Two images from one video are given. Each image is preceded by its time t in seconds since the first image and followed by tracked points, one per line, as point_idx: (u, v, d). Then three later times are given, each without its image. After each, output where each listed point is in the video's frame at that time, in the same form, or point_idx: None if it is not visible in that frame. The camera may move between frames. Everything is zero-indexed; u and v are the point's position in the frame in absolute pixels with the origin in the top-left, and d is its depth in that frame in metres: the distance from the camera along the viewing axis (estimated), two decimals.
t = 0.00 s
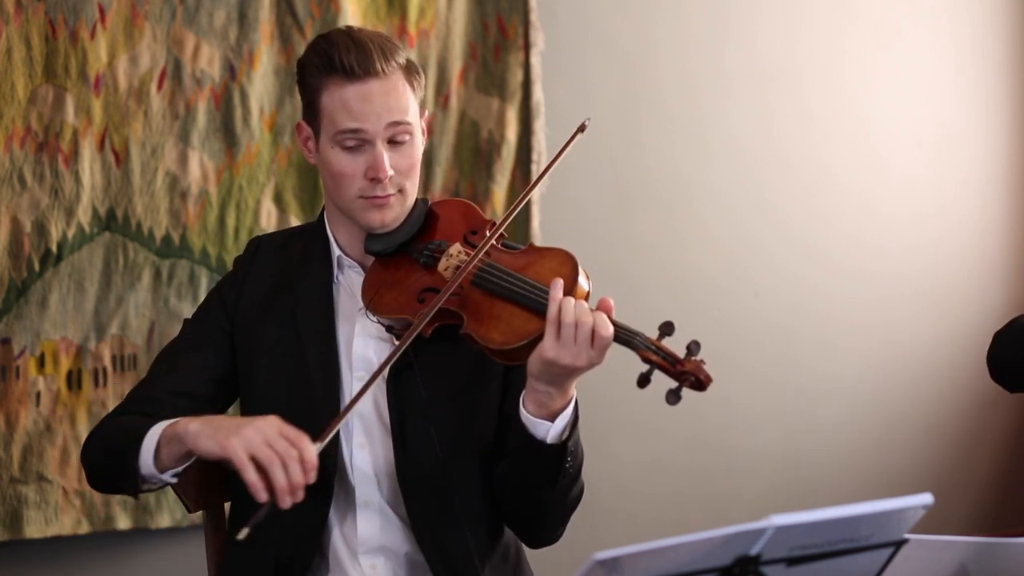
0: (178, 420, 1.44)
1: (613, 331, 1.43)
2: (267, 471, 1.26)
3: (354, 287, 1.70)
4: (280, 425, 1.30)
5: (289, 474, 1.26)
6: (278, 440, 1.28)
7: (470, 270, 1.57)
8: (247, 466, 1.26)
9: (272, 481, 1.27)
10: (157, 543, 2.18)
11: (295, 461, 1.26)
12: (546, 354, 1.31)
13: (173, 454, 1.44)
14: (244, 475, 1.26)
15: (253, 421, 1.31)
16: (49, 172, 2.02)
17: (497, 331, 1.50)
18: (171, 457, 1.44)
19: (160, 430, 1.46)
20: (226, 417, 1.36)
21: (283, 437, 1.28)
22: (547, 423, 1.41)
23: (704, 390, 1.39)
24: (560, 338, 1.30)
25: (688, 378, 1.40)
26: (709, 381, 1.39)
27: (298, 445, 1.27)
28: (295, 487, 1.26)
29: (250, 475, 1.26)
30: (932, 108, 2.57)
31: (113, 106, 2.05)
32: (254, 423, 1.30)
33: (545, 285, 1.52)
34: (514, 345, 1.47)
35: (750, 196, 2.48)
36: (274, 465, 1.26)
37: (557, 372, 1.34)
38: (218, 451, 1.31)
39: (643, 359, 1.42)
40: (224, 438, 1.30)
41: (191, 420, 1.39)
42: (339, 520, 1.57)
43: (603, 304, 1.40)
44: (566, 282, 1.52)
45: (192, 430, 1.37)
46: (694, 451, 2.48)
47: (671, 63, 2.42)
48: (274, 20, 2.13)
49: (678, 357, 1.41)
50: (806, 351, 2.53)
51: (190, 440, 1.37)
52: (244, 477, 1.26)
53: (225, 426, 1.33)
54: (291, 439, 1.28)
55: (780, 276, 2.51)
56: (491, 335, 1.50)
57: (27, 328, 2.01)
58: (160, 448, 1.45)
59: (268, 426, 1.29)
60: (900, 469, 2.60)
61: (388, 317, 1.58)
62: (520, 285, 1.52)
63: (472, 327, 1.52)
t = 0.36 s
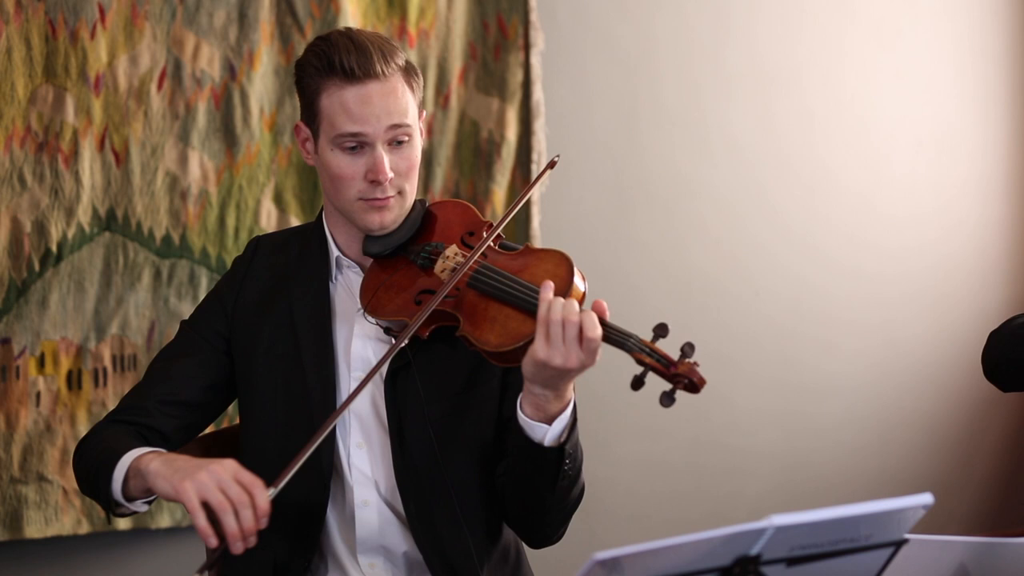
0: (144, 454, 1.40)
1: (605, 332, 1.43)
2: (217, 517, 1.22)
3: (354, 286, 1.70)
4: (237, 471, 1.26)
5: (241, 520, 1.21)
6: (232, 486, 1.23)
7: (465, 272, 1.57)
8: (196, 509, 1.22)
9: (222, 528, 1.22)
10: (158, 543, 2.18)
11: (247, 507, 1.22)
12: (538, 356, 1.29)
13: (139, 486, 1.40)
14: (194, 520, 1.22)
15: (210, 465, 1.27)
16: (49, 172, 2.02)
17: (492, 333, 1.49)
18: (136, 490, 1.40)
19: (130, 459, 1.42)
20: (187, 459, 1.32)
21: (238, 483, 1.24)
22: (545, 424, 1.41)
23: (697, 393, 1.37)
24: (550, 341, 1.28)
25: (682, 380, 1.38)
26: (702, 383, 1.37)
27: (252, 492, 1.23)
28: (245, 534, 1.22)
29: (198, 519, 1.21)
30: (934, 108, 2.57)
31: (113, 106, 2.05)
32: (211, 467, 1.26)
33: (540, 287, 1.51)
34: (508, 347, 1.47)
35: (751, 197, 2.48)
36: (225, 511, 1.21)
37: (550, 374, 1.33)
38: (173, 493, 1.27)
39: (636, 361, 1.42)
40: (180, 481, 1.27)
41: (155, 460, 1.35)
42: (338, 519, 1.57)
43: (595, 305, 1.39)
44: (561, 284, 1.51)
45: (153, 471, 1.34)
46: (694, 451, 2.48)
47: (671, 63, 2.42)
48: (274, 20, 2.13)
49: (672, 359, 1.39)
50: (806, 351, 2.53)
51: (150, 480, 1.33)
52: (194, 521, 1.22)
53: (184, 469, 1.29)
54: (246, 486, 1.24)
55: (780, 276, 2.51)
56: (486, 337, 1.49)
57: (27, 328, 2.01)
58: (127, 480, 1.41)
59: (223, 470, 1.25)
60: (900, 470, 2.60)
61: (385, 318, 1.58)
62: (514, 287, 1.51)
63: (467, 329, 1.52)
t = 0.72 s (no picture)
0: (119, 472, 1.42)
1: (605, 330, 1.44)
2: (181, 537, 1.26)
3: (352, 286, 1.70)
4: (203, 491, 1.29)
5: (205, 540, 1.25)
6: (197, 506, 1.27)
7: (464, 271, 1.58)
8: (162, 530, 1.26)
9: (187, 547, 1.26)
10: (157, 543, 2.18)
11: (211, 528, 1.25)
12: (540, 357, 1.28)
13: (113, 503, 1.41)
14: (158, 539, 1.25)
15: (177, 485, 1.30)
16: (49, 172, 2.02)
17: (492, 332, 1.50)
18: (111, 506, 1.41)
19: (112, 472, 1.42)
20: (156, 479, 1.35)
21: (203, 504, 1.27)
22: (546, 424, 1.42)
23: (698, 389, 1.37)
24: (552, 342, 1.27)
25: (682, 377, 1.38)
26: (703, 380, 1.37)
27: (217, 513, 1.27)
28: (209, 554, 1.26)
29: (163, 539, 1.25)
30: (934, 107, 2.56)
31: (112, 106, 2.05)
32: (177, 487, 1.30)
33: (539, 286, 1.52)
34: (509, 346, 1.47)
35: (751, 197, 2.48)
36: (190, 531, 1.25)
37: (551, 373, 1.32)
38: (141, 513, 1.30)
39: (636, 358, 1.42)
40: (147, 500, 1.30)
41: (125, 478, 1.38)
42: (336, 518, 1.56)
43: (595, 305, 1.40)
44: (560, 282, 1.52)
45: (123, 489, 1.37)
46: (694, 451, 2.48)
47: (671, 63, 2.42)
48: (274, 20, 2.13)
49: (672, 356, 1.40)
50: (806, 351, 2.53)
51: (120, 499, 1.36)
52: (158, 541, 1.25)
53: (152, 489, 1.33)
54: (211, 506, 1.28)
55: (780, 276, 2.51)
56: (486, 336, 1.50)
57: (27, 328, 2.01)
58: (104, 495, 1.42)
59: (190, 490, 1.28)
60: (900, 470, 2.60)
61: (384, 318, 1.58)
62: (514, 286, 1.52)
63: (467, 328, 1.52)
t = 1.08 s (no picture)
0: (97, 490, 1.41)
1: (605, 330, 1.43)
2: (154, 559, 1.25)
3: (350, 286, 1.69)
4: (176, 514, 1.29)
5: (175, 562, 1.24)
6: (168, 528, 1.27)
7: (464, 272, 1.57)
8: (134, 552, 1.26)
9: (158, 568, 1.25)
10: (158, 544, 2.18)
11: (182, 548, 1.25)
12: (539, 358, 1.28)
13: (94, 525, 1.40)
14: (131, 562, 1.26)
15: (151, 508, 1.30)
16: (49, 172, 2.02)
17: (490, 332, 1.50)
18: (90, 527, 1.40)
19: (95, 488, 1.42)
20: (132, 503, 1.36)
21: (174, 525, 1.27)
22: (547, 432, 1.41)
23: (697, 389, 1.38)
24: (553, 340, 1.27)
25: (682, 377, 1.39)
26: (702, 380, 1.37)
27: (189, 534, 1.26)
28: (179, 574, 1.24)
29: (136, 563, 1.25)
30: (933, 108, 2.56)
31: (113, 106, 2.05)
32: (151, 510, 1.30)
33: (538, 286, 1.52)
34: (508, 346, 1.48)
35: (751, 197, 2.48)
36: (160, 552, 1.25)
37: (552, 375, 1.32)
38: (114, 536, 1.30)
39: (636, 358, 1.42)
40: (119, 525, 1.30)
41: (100, 501, 1.38)
42: (334, 518, 1.56)
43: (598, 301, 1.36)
44: (559, 282, 1.52)
45: (100, 513, 1.37)
46: (694, 451, 2.48)
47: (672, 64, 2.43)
48: (274, 20, 2.13)
49: (672, 356, 1.40)
50: (806, 351, 2.52)
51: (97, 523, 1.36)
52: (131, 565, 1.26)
53: (126, 513, 1.33)
54: (183, 527, 1.27)
55: (780, 276, 2.50)
56: (484, 337, 1.50)
57: (27, 328, 2.01)
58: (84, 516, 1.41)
59: (163, 513, 1.29)
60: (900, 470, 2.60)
61: (382, 319, 1.58)
62: (512, 285, 1.52)
63: (466, 329, 1.52)
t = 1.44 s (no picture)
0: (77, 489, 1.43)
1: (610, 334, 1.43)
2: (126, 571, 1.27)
3: (351, 286, 1.69)
4: (150, 526, 1.30)
5: None
6: (141, 540, 1.29)
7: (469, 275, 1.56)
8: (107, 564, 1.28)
9: None
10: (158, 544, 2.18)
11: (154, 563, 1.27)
12: (572, 374, 1.29)
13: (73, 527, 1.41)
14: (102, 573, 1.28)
15: (126, 518, 1.32)
16: (49, 172, 2.02)
17: (493, 334, 1.50)
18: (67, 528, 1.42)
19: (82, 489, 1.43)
20: (110, 509, 1.37)
21: (147, 538, 1.29)
22: (570, 453, 1.40)
23: (701, 394, 1.39)
24: (588, 355, 1.29)
25: (685, 381, 1.40)
26: (706, 385, 1.39)
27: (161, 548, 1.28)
28: None
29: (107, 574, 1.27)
30: (933, 108, 2.56)
31: (113, 106, 2.05)
32: (126, 520, 1.31)
33: (540, 288, 1.52)
34: (511, 348, 1.48)
35: (751, 196, 2.48)
36: (132, 566, 1.27)
37: (581, 395, 1.32)
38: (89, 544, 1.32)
39: (640, 362, 1.42)
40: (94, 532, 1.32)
41: (80, 503, 1.40)
42: (334, 518, 1.56)
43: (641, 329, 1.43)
44: (562, 285, 1.52)
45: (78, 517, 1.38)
46: (694, 451, 2.48)
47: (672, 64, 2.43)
48: (274, 19, 2.13)
49: (676, 360, 1.41)
50: (806, 351, 2.52)
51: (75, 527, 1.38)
52: None
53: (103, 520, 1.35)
54: (156, 540, 1.29)
55: (780, 276, 2.50)
56: (487, 338, 1.50)
57: (27, 328, 2.01)
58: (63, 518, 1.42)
59: (136, 524, 1.30)
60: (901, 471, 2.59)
61: (385, 319, 1.58)
62: (515, 287, 1.52)
63: (469, 331, 1.51)
